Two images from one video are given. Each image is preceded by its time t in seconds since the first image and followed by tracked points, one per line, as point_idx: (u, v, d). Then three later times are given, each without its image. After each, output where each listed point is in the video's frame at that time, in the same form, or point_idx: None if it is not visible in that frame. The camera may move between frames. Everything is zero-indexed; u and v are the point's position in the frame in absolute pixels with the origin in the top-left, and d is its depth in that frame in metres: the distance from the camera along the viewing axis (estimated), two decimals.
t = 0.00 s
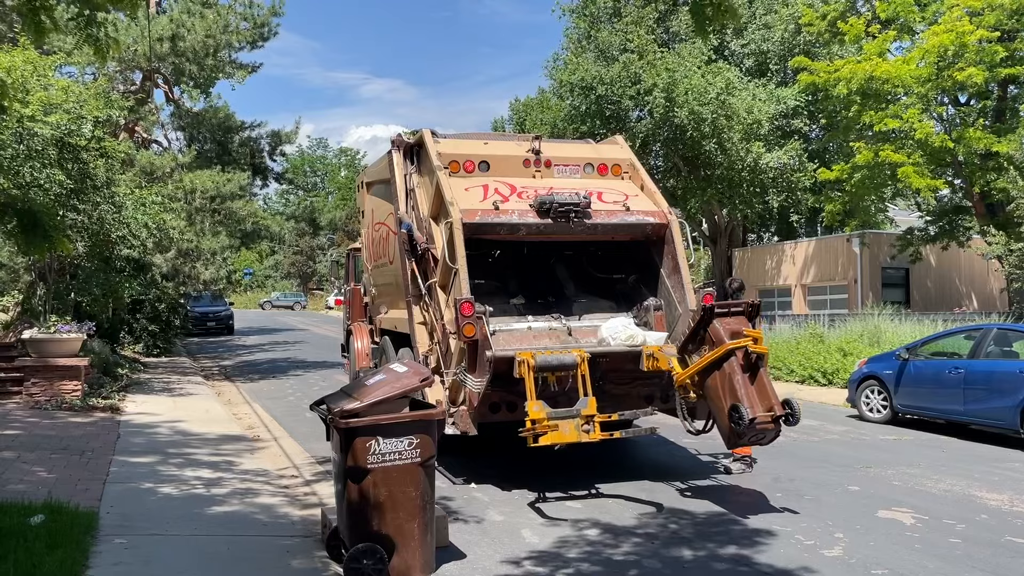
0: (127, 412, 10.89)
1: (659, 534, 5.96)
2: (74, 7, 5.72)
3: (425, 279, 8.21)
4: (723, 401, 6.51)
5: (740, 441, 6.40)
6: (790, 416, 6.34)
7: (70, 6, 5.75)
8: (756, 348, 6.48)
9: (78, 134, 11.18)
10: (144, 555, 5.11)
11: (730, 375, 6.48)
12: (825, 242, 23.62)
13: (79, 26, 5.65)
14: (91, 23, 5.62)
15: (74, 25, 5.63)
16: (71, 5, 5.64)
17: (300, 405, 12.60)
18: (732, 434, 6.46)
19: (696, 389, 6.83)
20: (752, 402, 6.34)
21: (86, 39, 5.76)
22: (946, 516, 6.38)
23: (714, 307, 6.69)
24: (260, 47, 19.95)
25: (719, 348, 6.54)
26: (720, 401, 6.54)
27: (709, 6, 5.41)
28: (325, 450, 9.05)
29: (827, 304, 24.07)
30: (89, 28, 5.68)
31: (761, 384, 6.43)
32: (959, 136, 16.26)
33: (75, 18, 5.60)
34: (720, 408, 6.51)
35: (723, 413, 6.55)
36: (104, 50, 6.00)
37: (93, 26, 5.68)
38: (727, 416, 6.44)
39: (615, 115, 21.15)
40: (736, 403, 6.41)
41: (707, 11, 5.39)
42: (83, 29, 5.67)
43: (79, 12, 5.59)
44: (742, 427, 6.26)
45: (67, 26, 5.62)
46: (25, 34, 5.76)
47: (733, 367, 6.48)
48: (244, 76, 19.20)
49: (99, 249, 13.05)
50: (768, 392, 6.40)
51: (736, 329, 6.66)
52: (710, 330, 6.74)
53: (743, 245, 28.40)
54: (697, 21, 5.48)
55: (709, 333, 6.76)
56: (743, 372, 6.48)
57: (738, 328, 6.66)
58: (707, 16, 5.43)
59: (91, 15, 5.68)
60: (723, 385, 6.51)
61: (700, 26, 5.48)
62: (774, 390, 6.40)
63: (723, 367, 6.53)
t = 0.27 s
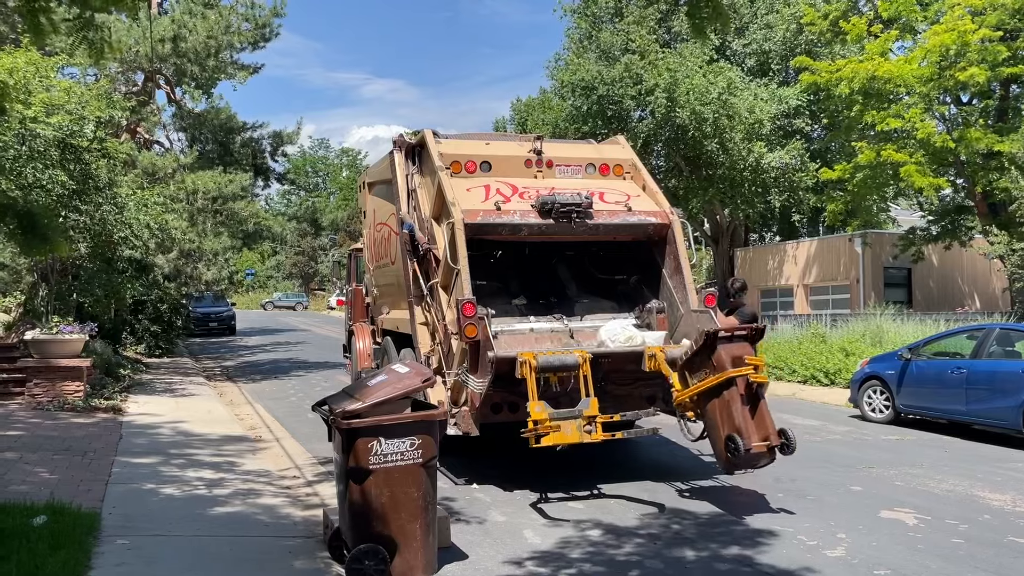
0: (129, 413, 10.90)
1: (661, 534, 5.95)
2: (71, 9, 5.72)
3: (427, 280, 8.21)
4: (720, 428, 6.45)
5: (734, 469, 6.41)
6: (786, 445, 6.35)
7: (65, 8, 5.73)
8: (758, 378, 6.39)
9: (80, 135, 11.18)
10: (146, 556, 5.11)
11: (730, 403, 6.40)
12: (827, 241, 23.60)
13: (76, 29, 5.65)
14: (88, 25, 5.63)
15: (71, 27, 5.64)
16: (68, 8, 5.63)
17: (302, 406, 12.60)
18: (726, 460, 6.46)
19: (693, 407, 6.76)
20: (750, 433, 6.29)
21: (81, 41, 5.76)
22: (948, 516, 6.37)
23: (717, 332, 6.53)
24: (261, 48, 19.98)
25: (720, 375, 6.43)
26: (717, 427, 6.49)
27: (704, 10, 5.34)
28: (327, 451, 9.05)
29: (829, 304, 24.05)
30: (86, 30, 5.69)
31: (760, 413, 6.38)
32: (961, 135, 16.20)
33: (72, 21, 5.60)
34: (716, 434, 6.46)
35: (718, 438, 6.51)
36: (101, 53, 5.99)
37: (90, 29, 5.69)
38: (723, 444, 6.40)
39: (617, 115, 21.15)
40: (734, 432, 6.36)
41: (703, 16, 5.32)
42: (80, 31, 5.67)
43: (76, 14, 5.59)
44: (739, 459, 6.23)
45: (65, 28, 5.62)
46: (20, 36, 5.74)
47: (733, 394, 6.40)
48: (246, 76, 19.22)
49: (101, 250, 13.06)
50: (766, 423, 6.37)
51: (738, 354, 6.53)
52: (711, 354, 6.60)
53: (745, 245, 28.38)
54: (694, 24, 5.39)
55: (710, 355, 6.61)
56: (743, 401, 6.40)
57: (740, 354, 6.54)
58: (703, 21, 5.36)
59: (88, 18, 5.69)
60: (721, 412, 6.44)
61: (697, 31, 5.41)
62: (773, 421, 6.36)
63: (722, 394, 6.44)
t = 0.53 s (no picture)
0: (131, 413, 10.90)
1: (664, 534, 5.94)
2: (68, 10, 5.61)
3: (429, 280, 8.19)
4: (716, 447, 6.49)
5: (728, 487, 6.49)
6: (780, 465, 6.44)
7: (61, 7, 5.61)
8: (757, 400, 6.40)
9: (82, 135, 11.18)
10: (148, 556, 5.10)
11: (727, 424, 6.42)
12: (829, 241, 23.57)
13: (72, 30, 5.53)
14: (85, 26, 5.52)
15: (68, 28, 5.52)
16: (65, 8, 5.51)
17: (304, 406, 12.60)
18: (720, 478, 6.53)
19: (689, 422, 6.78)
20: (746, 455, 6.33)
21: (78, 42, 5.65)
22: (953, 516, 6.34)
23: (718, 353, 6.49)
24: (263, 49, 19.99)
25: (719, 396, 6.43)
26: (713, 445, 6.53)
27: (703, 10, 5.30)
28: (329, 451, 9.05)
29: (832, 304, 24.03)
30: (81, 31, 5.58)
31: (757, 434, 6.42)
32: (964, 134, 16.20)
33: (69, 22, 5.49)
34: (712, 453, 6.50)
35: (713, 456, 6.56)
36: (97, 53, 5.90)
37: (86, 30, 5.59)
38: (718, 464, 6.45)
39: (619, 115, 21.14)
40: (730, 452, 6.40)
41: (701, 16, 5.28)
42: (76, 33, 5.57)
43: (73, 15, 5.48)
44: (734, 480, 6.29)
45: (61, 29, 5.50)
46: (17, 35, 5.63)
47: (731, 415, 6.42)
48: (248, 77, 19.22)
49: (103, 250, 13.05)
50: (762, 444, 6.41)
51: (738, 375, 6.51)
52: (710, 373, 6.57)
53: (747, 245, 28.35)
54: (694, 22, 5.37)
55: (709, 374, 6.59)
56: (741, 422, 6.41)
57: (740, 375, 6.51)
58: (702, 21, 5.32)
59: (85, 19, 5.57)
60: (718, 432, 6.46)
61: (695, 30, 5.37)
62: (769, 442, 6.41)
63: (721, 415, 6.46)
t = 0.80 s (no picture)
0: (135, 412, 10.93)
1: (666, 533, 5.94)
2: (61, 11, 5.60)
3: (431, 279, 8.19)
4: (707, 459, 6.53)
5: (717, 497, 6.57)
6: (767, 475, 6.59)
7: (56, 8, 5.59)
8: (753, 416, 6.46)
9: (85, 135, 11.19)
10: (151, 555, 5.12)
11: (721, 437, 6.47)
12: (832, 240, 23.56)
13: (66, 31, 5.51)
14: (80, 27, 5.50)
15: (63, 30, 5.49)
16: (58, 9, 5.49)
17: (307, 406, 12.62)
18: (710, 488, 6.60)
19: (682, 429, 6.79)
20: (739, 469, 6.42)
21: (72, 43, 5.58)
22: (956, 515, 6.34)
23: (718, 367, 6.48)
24: (266, 49, 20.01)
25: (715, 410, 6.45)
26: (704, 456, 6.58)
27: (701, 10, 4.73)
28: (332, 450, 9.06)
29: (834, 303, 24.01)
30: (76, 33, 5.57)
31: (750, 447, 6.51)
32: (968, 133, 16.18)
33: (64, 23, 5.47)
34: (703, 464, 6.55)
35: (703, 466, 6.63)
36: (91, 54, 5.88)
37: (81, 31, 5.57)
38: (709, 475, 6.52)
39: (621, 114, 21.14)
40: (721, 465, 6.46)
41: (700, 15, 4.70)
42: (70, 34, 5.54)
43: (67, 16, 5.45)
44: (726, 493, 6.38)
45: (56, 31, 5.47)
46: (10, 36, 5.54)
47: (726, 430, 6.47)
48: (250, 76, 19.24)
49: (106, 250, 13.07)
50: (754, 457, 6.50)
51: (734, 390, 6.53)
52: (707, 386, 6.56)
53: (749, 244, 28.34)
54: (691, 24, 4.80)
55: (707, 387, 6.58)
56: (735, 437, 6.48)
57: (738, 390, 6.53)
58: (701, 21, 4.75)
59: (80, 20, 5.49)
60: (712, 445, 6.50)
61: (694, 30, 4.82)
62: (761, 455, 6.51)
63: (715, 429, 6.49)
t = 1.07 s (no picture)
0: (137, 412, 10.95)
1: (669, 533, 5.94)
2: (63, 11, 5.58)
3: (434, 279, 8.20)
4: (700, 464, 6.60)
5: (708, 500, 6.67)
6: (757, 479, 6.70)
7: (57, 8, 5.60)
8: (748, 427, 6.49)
9: (88, 135, 11.21)
10: (154, 554, 5.12)
11: (715, 445, 6.53)
12: (834, 240, 23.55)
13: (67, 32, 5.49)
14: (81, 28, 5.48)
15: (63, 30, 5.47)
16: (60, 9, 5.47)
17: (310, 405, 12.63)
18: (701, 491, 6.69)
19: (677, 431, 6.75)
20: (730, 476, 6.51)
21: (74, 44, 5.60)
22: (958, 515, 6.33)
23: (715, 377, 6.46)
24: (268, 48, 20.03)
25: (710, 419, 6.46)
26: (697, 460, 6.65)
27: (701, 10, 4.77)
28: (334, 450, 9.07)
29: (836, 303, 23.99)
30: (77, 33, 5.54)
31: (742, 454, 6.59)
32: (971, 132, 16.14)
33: (65, 23, 5.46)
34: (695, 468, 6.62)
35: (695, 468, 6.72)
36: (92, 55, 5.86)
37: (81, 32, 5.57)
38: (701, 479, 6.61)
39: (623, 113, 21.13)
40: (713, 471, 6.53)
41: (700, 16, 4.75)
42: (71, 35, 5.52)
43: (68, 17, 5.43)
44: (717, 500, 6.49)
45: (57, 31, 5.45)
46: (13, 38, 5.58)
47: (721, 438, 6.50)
48: (253, 76, 19.25)
49: (109, 250, 13.08)
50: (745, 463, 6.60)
51: (731, 398, 6.52)
52: (704, 394, 6.55)
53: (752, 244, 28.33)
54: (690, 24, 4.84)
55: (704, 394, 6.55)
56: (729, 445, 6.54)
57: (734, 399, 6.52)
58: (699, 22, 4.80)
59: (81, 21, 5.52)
60: (705, 451, 6.57)
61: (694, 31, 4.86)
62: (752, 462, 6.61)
63: (710, 436, 6.52)
